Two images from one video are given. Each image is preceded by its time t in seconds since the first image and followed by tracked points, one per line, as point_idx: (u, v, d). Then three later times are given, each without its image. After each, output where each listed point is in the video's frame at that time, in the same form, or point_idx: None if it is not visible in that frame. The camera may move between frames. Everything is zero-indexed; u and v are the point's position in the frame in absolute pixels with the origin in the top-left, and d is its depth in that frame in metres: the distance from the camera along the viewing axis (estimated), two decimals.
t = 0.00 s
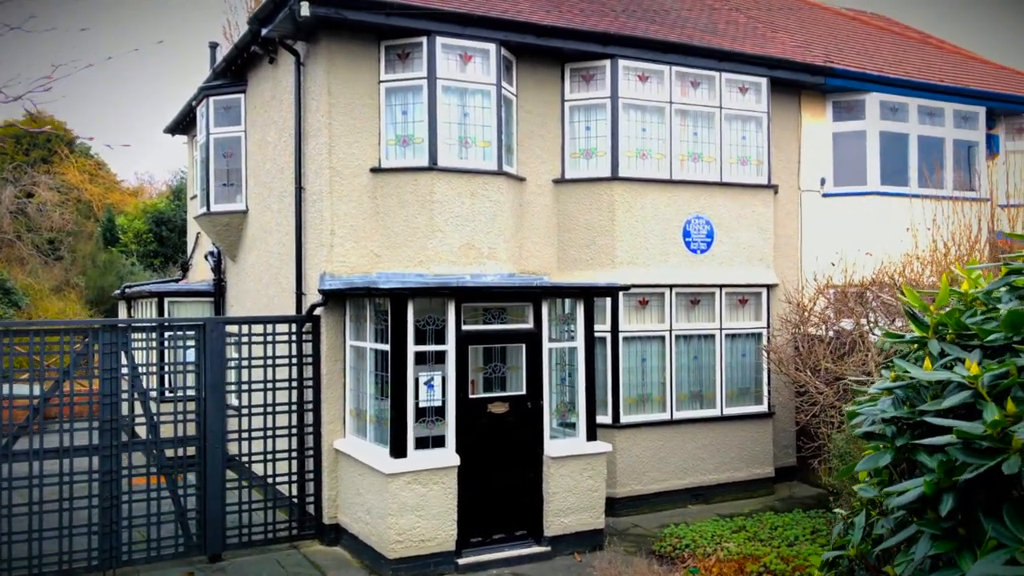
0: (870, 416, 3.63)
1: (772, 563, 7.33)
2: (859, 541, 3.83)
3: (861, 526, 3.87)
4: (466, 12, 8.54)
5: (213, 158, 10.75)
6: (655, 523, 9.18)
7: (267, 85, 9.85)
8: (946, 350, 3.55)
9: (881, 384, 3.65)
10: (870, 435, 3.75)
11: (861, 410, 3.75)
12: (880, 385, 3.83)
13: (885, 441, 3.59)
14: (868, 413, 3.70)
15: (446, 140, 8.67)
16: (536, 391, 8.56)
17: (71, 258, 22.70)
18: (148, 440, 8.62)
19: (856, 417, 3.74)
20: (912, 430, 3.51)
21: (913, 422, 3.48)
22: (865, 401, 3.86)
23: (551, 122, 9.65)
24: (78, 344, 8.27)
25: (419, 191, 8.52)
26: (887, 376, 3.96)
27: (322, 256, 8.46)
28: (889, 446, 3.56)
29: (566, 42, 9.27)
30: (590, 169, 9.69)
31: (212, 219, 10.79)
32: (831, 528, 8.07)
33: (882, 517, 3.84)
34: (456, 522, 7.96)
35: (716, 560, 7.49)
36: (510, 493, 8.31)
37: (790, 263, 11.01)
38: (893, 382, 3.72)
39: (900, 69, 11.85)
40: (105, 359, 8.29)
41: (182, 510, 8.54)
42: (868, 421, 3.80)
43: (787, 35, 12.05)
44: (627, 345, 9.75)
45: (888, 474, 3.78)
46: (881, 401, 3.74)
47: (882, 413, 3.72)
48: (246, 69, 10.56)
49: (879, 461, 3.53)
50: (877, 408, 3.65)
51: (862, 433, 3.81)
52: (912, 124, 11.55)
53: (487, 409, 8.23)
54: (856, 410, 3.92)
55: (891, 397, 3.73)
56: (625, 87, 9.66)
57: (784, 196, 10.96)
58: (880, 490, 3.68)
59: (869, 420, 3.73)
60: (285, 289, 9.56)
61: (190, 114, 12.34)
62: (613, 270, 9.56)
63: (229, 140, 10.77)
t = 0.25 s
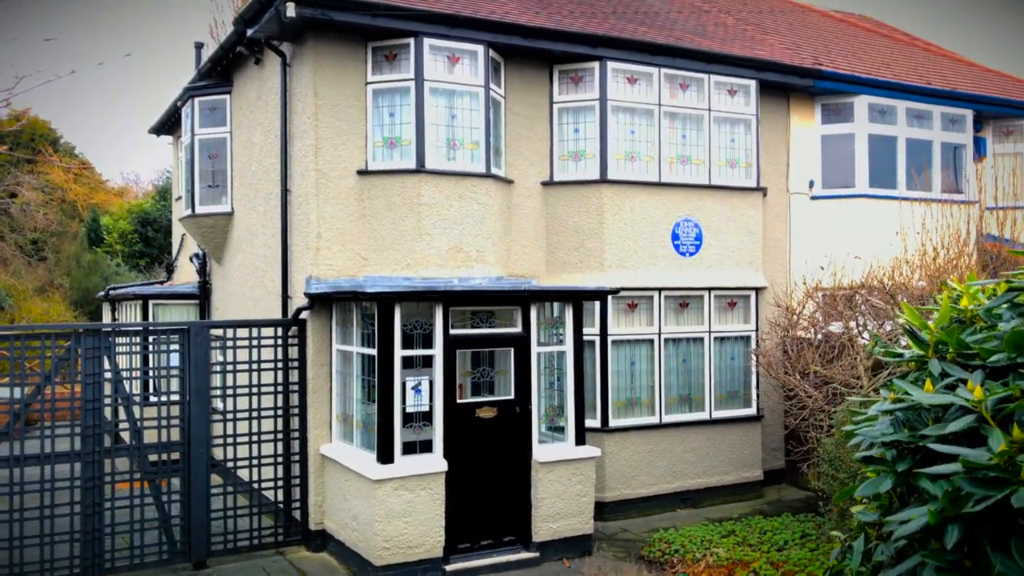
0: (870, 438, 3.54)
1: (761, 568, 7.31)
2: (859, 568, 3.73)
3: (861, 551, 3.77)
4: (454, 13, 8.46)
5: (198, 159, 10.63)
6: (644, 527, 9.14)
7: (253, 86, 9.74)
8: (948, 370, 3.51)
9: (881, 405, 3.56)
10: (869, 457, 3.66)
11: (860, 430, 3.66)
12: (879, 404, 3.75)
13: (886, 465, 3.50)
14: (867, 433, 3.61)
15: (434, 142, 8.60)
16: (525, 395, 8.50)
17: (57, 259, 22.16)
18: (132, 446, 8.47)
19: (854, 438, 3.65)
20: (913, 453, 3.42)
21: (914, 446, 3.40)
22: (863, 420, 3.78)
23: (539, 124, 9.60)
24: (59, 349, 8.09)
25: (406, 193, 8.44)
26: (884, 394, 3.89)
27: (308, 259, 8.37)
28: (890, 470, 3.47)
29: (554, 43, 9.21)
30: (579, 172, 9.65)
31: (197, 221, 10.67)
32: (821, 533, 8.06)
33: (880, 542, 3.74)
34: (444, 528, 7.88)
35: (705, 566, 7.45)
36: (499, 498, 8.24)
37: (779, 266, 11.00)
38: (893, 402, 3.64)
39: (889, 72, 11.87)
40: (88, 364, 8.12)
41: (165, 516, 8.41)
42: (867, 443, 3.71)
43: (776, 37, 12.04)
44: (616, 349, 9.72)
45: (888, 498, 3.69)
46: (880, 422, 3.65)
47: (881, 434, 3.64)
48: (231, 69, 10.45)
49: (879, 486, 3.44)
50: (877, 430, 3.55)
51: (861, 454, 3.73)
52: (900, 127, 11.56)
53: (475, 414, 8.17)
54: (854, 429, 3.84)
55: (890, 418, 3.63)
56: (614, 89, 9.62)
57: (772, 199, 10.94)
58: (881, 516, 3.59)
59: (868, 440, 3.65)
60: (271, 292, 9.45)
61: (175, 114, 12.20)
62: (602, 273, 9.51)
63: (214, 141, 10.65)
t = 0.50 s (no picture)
0: (873, 465, 3.46)
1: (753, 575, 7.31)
2: None
3: None
4: (445, 16, 8.42)
5: (186, 162, 10.54)
6: (636, 532, 9.11)
7: (242, 88, 9.66)
8: (953, 397, 3.38)
9: (885, 431, 3.48)
10: (873, 485, 3.56)
11: (863, 455, 3.61)
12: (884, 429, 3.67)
13: (890, 494, 3.42)
14: (871, 458, 3.55)
15: (425, 145, 8.55)
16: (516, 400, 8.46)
17: (42, 260, 21.59)
18: (119, 452, 8.37)
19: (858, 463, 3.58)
20: (919, 483, 3.36)
21: (921, 476, 3.32)
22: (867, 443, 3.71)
23: (530, 127, 9.57)
24: (45, 354, 7.99)
25: (397, 197, 8.39)
26: (889, 418, 3.81)
27: (297, 263, 8.30)
28: (895, 500, 3.39)
29: (545, 47, 9.18)
30: (570, 175, 9.62)
31: (186, 224, 10.57)
32: (812, 538, 8.06)
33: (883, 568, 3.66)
34: (434, 534, 7.83)
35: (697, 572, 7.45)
36: (490, 504, 8.20)
37: (770, 269, 11.00)
38: (898, 429, 3.51)
39: (880, 75, 11.89)
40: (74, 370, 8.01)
41: (153, 523, 8.32)
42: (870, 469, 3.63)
43: (767, 40, 12.04)
44: (607, 353, 9.69)
45: (892, 528, 3.55)
46: (884, 448, 3.53)
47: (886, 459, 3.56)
48: (220, 71, 10.37)
49: (886, 517, 3.38)
50: (882, 458, 3.46)
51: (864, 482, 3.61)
52: (890, 130, 11.58)
53: (466, 419, 8.12)
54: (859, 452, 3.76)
55: (894, 445, 3.51)
56: (605, 93, 9.59)
57: (763, 202, 10.95)
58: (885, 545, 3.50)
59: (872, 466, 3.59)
60: (260, 296, 9.38)
61: (164, 115, 12.10)
62: (593, 277, 9.48)
63: (202, 143, 10.56)
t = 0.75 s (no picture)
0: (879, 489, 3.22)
1: None
2: None
3: None
4: (436, 18, 8.37)
5: (175, 164, 10.46)
6: (628, 536, 9.10)
7: (232, 90, 9.59)
8: (963, 419, 3.14)
9: (892, 454, 3.23)
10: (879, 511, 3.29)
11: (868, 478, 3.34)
12: (890, 453, 3.43)
13: (898, 521, 3.16)
14: (876, 481, 3.31)
15: (416, 148, 8.50)
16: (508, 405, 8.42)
17: (30, 260, 21.38)
18: (106, 458, 8.27)
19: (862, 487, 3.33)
20: (928, 509, 3.12)
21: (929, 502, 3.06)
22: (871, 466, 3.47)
23: (523, 130, 9.53)
24: (31, 359, 7.89)
25: (388, 200, 8.33)
26: (896, 442, 3.60)
27: (288, 266, 8.24)
28: (904, 528, 3.13)
29: (538, 49, 9.14)
30: (562, 178, 9.59)
31: (175, 226, 10.48)
32: (804, 543, 8.05)
33: None
34: (425, 540, 7.78)
35: None
36: (481, 509, 8.15)
37: (762, 272, 11.00)
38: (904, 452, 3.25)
39: (871, 78, 11.91)
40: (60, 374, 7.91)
41: (141, 529, 8.22)
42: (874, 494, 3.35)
43: (758, 43, 12.05)
44: (599, 356, 9.67)
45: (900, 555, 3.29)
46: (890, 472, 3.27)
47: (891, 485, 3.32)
48: (210, 73, 10.29)
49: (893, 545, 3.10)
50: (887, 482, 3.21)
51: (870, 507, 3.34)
52: (881, 133, 11.60)
53: (458, 424, 8.07)
54: (863, 477, 3.52)
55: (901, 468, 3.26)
56: (597, 96, 9.57)
57: (755, 205, 10.95)
58: None
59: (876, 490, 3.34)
60: (250, 300, 9.31)
61: (153, 117, 12.01)
62: (585, 280, 9.45)
63: (192, 145, 10.48)
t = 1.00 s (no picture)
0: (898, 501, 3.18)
1: None
2: None
3: None
4: (429, 17, 8.30)
5: (165, 163, 10.34)
6: (622, 539, 9.05)
7: (222, 89, 9.49)
8: (987, 428, 3.14)
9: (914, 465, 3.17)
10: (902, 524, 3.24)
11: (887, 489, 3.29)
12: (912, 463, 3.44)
13: (922, 535, 3.13)
14: (896, 492, 3.26)
15: (409, 148, 8.42)
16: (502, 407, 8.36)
17: (17, 260, 21.17)
18: (95, 461, 8.16)
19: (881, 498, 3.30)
20: (953, 523, 3.09)
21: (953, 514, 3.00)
22: (891, 478, 3.45)
23: (516, 130, 9.48)
24: (19, 361, 7.77)
25: (380, 201, 8.26)
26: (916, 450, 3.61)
27: (279, 267, 8.15)
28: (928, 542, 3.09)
29: (531, 49, 9.09)
30: (556, 179, 9.54)
31: (165, 226, 10.37)
32: (799, 545, 8.04)
33: None
34: (419, 544, 7.71)
35: None
36: (475, 512, 8.08)
37: (755, 273, 10.98)
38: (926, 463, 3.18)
39: (864, 79, 11.92)
40: (48, 377, 7.79)
41: (130, 534, 8.11)
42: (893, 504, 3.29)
43: (751, 43, 12.04)
44: (593, 358, 9.63)
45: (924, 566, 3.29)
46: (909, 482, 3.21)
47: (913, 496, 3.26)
48: (200, 72, 10.18)
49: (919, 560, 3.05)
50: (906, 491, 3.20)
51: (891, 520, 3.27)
52: (874, 134, 11.60)
53: (451, 426, 8.01)
54: (881, 486, 3.47)
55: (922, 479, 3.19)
56: (591, 96, 9.52)
57: (749, 206, 10.93)
58: None
59: (897, 502, 3.30)
60: (240, 301, 9.21)
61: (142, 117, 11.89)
62: (579, 281, 9.40)
63: (182, 144, 10.37)
